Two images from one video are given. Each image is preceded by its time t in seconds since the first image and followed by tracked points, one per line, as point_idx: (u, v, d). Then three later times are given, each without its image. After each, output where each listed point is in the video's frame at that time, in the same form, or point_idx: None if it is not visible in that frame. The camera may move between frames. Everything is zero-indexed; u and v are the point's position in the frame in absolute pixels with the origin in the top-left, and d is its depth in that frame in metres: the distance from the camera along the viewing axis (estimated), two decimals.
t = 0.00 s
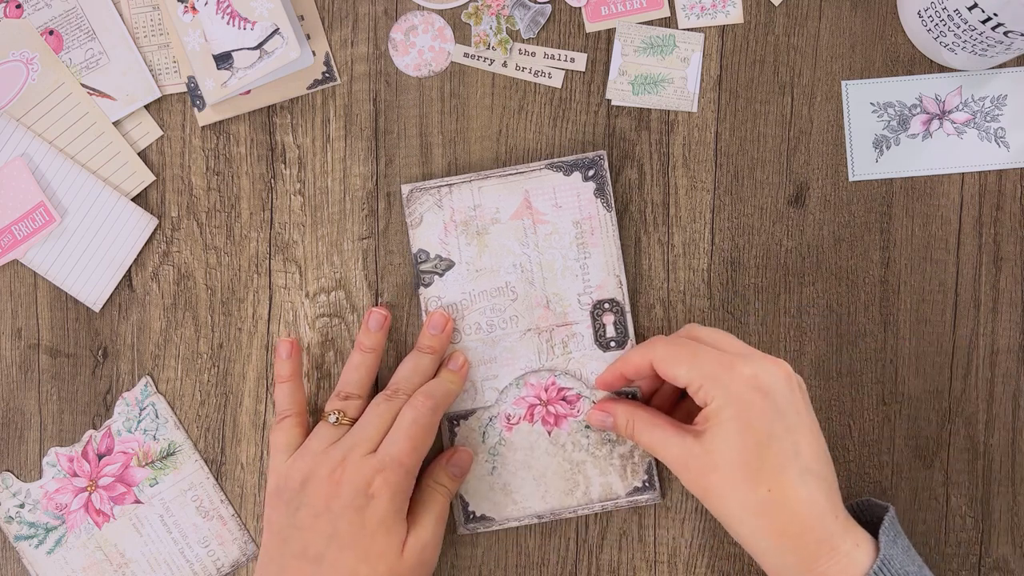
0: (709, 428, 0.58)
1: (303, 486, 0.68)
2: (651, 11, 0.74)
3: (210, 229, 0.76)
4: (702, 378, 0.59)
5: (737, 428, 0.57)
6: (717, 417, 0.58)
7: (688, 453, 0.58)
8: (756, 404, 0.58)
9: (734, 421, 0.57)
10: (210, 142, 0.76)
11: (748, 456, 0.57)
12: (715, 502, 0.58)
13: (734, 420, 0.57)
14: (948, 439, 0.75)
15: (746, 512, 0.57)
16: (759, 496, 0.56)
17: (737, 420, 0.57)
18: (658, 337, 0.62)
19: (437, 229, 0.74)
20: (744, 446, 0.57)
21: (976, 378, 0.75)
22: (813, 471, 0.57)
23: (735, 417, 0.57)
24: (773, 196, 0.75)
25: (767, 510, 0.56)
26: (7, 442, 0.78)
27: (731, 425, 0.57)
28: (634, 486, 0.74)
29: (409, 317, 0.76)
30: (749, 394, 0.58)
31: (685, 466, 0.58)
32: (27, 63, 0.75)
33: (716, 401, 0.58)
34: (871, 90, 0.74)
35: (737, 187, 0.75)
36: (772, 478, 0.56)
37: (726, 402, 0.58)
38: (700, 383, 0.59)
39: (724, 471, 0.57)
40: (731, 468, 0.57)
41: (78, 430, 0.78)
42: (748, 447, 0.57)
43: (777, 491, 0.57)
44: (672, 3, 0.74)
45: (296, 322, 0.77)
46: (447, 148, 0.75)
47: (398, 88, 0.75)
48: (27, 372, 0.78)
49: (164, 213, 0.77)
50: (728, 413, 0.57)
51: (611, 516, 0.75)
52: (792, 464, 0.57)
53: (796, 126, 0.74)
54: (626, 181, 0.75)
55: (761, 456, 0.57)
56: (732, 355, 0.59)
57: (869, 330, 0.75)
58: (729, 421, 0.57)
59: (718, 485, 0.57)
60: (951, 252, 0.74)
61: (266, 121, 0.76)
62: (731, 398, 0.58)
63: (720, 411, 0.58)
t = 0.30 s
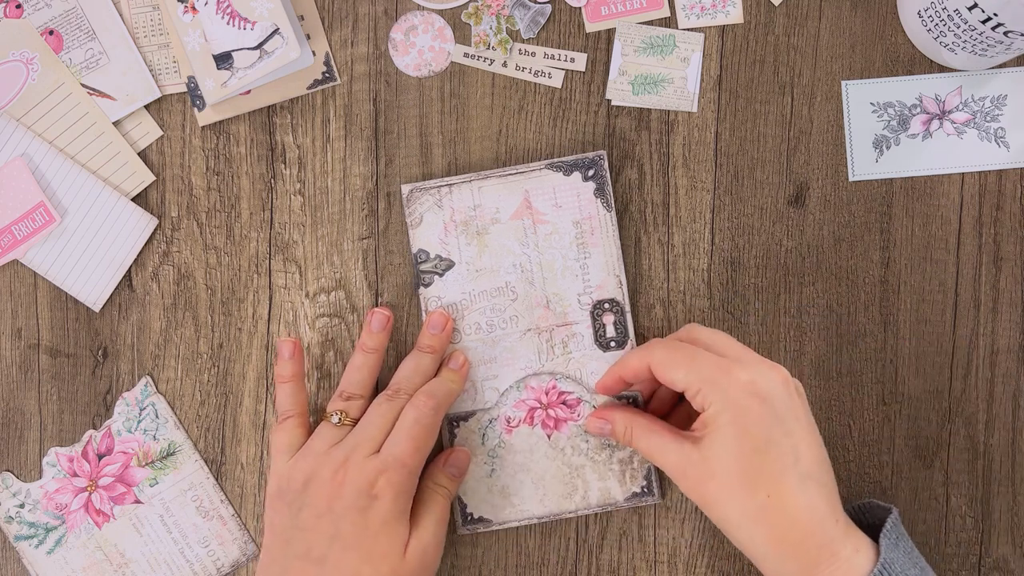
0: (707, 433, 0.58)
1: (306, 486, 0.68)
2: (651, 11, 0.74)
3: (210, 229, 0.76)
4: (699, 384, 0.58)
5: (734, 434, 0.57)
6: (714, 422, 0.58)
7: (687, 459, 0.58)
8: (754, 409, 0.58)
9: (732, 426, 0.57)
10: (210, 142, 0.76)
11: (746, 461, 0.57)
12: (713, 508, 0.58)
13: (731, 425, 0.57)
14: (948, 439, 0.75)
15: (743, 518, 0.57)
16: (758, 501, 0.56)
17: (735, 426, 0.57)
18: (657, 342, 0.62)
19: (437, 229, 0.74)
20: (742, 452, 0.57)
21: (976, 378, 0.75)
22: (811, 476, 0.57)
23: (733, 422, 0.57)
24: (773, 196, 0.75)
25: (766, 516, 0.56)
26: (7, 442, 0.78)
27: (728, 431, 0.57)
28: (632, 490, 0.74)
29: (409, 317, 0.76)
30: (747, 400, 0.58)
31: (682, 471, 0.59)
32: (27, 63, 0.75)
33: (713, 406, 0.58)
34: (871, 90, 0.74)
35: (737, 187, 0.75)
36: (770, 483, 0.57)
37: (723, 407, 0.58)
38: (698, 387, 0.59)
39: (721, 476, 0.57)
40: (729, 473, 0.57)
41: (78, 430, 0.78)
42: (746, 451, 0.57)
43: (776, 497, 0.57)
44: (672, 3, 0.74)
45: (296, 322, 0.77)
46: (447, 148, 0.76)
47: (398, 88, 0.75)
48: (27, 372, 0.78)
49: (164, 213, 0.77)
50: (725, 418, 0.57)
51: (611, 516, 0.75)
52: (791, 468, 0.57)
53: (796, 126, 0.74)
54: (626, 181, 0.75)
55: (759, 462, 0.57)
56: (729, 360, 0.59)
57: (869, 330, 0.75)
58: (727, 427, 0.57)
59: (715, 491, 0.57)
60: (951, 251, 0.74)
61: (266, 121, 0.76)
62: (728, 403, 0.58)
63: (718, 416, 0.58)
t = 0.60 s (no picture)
0: (710, 456, 0.58)
1: (309, 490, 0.69)
2: (651, 11, 0.74)
3: (210, 229, 0.76)
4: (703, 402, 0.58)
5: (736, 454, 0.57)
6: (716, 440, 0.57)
7: (690, 480, 0.58)
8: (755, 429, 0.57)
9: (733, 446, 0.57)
10: (210, 142, 0.76)
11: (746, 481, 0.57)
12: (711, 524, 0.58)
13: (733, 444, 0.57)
14: (948, 439, 0.75)
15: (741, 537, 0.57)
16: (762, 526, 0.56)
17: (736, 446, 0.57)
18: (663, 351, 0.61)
19: (436, 229, 0.74)
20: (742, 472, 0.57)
21: (976, 378, 0.75)
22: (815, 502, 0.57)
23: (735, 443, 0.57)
24: (773, 196, 0.75)
25: (766, 537, 0.56)
26: (7, 442, 0.78)
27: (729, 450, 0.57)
28: (633, 492, 0.74)
29: (410, 317, 0.76)
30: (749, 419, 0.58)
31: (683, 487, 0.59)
32: (27, 63, 0.75)
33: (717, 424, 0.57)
34: (871, 90, 0.74)
35: (737, 187, 0.75)
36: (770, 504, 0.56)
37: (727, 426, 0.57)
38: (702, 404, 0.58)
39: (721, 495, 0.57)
40: (732, 498, 0.57)
41: (78, 430, 0.78)
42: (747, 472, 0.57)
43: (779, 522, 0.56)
44: (672, 3, 0.74)
45: (297, 322, 0.77)
46: (447, 148, 0.76)
47: (398, 88, 0.75)
48: (27, 372, 0.78)
49: (164, 213, 0.77)
50: (727, 438, 0.57)
51: (611, 517, 0.75)
52: (794, 494, 0.57)
53: (796, 125, 0.74)
54: (626, 181, 0.75)
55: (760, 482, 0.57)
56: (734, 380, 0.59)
57: (869, 330, 0.75)
58: (729, 450, 0.57)
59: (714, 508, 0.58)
60: (951, 251, 0.74)
61: (266, 121, 0.76)
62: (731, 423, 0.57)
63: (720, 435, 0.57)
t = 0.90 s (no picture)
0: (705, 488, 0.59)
1: (313, 494, 0.69)
2: (651, 11, 0.74)
3: (210, 229, 0.76)
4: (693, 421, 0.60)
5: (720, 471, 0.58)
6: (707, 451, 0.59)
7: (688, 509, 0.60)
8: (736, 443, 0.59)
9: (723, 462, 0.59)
10: (210, 142, 0.76)
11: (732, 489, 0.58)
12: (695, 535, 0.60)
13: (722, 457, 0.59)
14: (948, 439, 0.75)
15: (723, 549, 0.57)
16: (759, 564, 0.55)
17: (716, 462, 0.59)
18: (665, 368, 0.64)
19: (436, 229, 0.74)
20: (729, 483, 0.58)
21: (976, 378, 0.75)
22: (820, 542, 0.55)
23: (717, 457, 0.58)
24: (773, 196, 0.75)
25: None
26: (7, 442, 0.78)
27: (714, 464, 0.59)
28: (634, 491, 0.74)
29: (410, 317, 0.76)
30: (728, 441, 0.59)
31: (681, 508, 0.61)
32: (27, 63, 0.75)
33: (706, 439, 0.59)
34: (871, 90, 0.74)
35: (737, 187, 0.75)
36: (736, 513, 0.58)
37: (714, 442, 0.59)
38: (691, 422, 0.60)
39: (713, 517, 0.58)
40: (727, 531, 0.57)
41: (78, 430, 0.78)
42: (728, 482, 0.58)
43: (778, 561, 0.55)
44: (672, 3, 0.74)
45: (297, 322, 0.77)
46: (447, 148, 0.76)
47: (398, 88, 0.75)
48: (27, 372, 0.78)
49: (164, 213, 0.77)
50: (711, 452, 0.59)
51: (611, 516, 0.75)
52: (794, 532, 0.55)
53: (796, 126, 0.74)
54: (626, 181, 0.75)
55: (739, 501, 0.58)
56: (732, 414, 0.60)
57: (869, 330, 0.75)
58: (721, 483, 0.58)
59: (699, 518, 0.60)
60: (951, 251, 0.74)
61: (266, 121, 0.76)
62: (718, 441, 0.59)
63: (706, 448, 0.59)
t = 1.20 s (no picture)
0: None
1: (314, 495, 0.69)
2: (651, 11, 0.74)
3: (210, 229, 0.76)
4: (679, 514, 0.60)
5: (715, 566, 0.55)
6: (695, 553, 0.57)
7: None
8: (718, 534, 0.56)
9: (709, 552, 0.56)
10: (210, 142, 0.76)
11: None
12: None
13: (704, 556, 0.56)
14: (948, 439, 0.75)
15: None
16: None
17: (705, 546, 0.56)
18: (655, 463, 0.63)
19: (436, 229, 0.74)
20: None
21: (976, 378, 0.75)
22: None
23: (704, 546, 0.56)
24: (773, 196, 0.75)
25: None
26: (7, 442, 0.78)
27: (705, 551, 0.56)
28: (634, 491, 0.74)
29: (410, 318, 0.76)
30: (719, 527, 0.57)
31: None
32: (27, 63, 0.75)
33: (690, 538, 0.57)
34: (871, 90, 0.74)
35: (737, 187, 0.75)
36: None
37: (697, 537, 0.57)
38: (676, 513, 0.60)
39: None
40: None
41: (78, 430, 0.78)
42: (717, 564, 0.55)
43: None
44: (672, 3, 0.74)
45: (297, 322, 0.77)
46: (447, 148, 0.76)
47: (398, 88, 0.75)
48: (27, 372, 0.78)
49: (164, 213, 0.77)
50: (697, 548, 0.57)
51: (611, 516, 0.75)
52: None
53: (796, 126, 0.74)
54: (626, 181, 0.75)
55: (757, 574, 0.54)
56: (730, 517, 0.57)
57: (869, 330, 0.75)
58: None
59: None
60: (951, 251, 0.74)
61: (266, 121, 0.76)
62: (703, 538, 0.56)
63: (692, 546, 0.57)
